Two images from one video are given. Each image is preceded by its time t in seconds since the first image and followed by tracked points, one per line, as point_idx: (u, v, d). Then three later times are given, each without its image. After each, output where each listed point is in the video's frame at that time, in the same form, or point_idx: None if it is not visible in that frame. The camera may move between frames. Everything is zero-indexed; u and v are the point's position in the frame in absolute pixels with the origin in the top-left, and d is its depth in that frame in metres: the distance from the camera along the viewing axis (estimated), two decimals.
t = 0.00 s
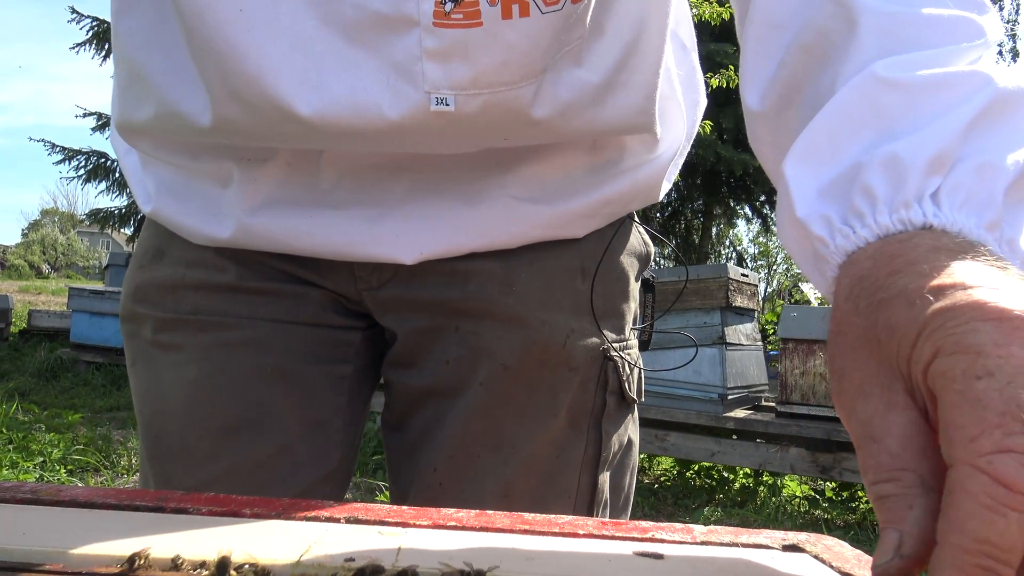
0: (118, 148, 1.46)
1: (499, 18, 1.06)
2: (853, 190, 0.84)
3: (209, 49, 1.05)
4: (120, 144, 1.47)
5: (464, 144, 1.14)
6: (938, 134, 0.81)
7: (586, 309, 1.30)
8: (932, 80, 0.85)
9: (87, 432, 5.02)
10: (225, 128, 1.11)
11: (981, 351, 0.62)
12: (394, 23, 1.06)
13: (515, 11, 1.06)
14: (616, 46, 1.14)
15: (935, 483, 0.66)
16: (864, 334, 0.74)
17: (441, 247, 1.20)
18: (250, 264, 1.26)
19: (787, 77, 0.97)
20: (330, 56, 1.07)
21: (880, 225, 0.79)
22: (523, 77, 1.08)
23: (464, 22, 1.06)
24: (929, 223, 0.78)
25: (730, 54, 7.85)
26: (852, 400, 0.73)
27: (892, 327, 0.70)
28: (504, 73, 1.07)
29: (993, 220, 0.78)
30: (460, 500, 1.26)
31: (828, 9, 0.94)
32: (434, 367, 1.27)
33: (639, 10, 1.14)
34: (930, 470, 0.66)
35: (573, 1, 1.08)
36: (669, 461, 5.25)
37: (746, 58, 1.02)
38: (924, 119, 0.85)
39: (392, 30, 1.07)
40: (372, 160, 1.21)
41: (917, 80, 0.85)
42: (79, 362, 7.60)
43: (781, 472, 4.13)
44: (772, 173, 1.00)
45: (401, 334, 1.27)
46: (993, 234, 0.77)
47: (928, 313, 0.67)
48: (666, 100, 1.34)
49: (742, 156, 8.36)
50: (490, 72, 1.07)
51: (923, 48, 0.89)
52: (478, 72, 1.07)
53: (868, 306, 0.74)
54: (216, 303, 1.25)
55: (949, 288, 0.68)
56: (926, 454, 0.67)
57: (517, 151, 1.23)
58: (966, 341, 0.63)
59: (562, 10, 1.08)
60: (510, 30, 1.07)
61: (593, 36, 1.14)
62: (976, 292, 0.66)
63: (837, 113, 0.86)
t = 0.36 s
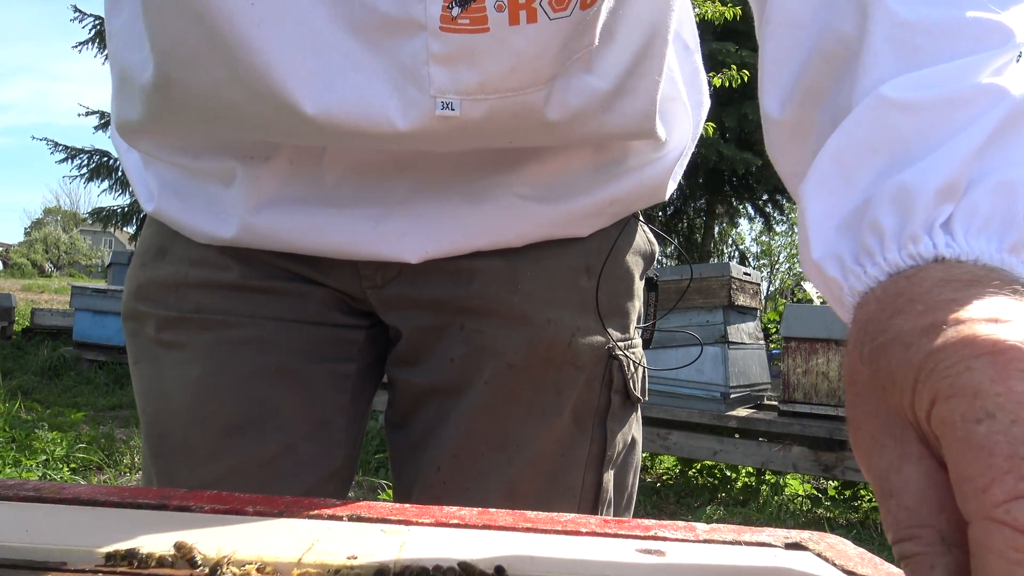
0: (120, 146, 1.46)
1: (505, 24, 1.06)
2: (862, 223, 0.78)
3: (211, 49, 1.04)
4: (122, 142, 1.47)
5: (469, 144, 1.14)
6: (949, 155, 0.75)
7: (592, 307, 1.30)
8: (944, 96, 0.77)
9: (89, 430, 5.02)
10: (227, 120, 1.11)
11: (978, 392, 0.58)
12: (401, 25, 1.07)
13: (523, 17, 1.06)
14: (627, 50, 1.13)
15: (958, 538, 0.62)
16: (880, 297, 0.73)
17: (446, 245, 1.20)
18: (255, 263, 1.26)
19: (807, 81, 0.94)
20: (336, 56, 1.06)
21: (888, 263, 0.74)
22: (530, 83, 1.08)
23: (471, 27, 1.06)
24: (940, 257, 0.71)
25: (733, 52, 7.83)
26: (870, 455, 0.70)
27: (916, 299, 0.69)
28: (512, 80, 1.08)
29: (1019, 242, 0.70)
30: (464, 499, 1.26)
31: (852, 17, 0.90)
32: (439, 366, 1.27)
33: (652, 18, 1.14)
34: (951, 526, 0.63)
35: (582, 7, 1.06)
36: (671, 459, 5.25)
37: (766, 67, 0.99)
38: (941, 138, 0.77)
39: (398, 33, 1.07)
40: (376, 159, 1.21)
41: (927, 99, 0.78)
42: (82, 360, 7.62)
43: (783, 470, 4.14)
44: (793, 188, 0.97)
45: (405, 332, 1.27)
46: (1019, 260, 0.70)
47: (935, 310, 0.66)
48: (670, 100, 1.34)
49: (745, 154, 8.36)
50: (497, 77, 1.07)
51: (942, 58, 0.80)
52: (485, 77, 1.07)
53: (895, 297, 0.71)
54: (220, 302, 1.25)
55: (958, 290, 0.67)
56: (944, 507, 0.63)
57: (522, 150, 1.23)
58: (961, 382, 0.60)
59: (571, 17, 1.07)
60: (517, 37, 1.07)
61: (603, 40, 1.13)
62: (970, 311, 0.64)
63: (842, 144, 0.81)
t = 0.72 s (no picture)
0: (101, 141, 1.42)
1: (508, 21, 1.05)
2: (850, 238, 0.78)
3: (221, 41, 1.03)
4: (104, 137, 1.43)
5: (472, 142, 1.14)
6: (931, 166, 0.74)
7: (595, 299, 1.30)
8: (928, 105, 0.77)
9: (95, 428, 5.04)
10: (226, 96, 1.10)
11: (950, 409, 0.58)
12: (403, 20, 1.07)
13: (525, 13, 1.05)
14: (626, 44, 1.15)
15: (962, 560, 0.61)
16: (864, 314, 0.72)
17: (446, 238, 1.20)
18: (252, 258, 1.26)
19: (808, 84, 0.94)
20: (335, 51, 1.04)
21: (875, 280, 0.73)
22: (533, 81, 1.08)
23: (473, 22, 1.06)
24: (926, 270, 0.71)
25: (735, 44, 7.80)
26: (870, 480, 0.69)
27: (898, 314, 0.69)
28: (513, 76, 1.07)
29: (1004, 249, 0.70)
30: (467, 492, 1.26)
31: (848, 18, 0.90)
32: (440, 359, 1.27)
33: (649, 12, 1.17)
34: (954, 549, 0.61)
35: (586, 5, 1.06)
36: (677, 451, 5.26)
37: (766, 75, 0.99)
38: (926, 148, 0.77)
39: (400, 27, 1.07)
40: (374, 150, 1.20)
41: (910, 109, 0.77)
42: (87, 358, 7.64)
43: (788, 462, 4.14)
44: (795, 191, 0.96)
45: (407, 325, 1.27)
46: (1007, 269, 0.69)
47: (923, 316, 0.66)
48: (670, 88, 1.34)
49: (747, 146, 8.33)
50: (497, 73, 1.07)
51: (932, 63, 0.80)
52: (486, 73, 1.07)
53: (878, 311, 0.71)
54: (219, 297, 1.25)
55: (949, 293, 0.68)
56: (940, 531, 0.62)
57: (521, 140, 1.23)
58: (934, 400, 0.59)
59: (576, 15, 1.06)
60: (519, 33, 1.06)
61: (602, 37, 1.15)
62: (952, 321, 0.64)
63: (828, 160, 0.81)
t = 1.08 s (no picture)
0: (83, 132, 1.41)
1: (525, 17, 1.05)
2: (866, 233, 0.77)
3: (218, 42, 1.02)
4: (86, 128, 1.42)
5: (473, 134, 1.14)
6: (948, 160, 0.74)
7: (590, 288, 1.30)
8: (945, 96, 0.76)
9: (100, 421, 5.05)
10: (224, 100, 1.08)
11: (963, 404, 0.58)
12: (414, 16, 1.06)
13: (544, 10, 1.05)
14: (630, 37, 1.16)
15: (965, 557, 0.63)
16: (883, 307, 0.72)
17: (441, 230, 1.20)
18: (240, 250, 1.26)
19: (820, 76, 0.93)
20: (333, 52, 1.03)
21: (891, 275, 0.73)
22: (548, 75, 1.08)
23: (488, 20, 1.06)
24: (943, 265, 0.71)
25: (738, 35, 7.76)
26: (877, 472, 0.70)
27: (916, 308, 0.69)
28: (527, 73, 1.08)
29: None
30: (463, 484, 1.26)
31: (858, 13, 0.90)
32: (434, 349, 1.27)
33: None
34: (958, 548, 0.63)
35: None
36: (680, 443, 5.26)
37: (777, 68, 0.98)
38: (942, 141, 0.76)
39: (411, 24, 1.06)
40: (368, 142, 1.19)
41: (926, 100, 0.77)
42: (92, 352, 7.67)
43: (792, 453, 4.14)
44: (807, 189, 0.95)
45: (402, 315, 1.27)
46: None
47: (942, 311, 0.66)
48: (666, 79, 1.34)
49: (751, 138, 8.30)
50: (514, 71, 1.07)
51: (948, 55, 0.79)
52: (501, 72, 1.07)
53: (895, 306, 0.71)
54: (206, 291, 1.25)
55: (968, 288, 0.67)
56: (947, 528, 0.64)
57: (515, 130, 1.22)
58: (948, 396, 0.60)
59: (590, 10, 1.05)
60: (536, 30, 1.06)
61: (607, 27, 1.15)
62: (969, 317, 0.64)
63: (843, 154, 0.80)
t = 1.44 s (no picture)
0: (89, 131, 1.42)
1: (520, 13, 1.04)
2: (872, 239, 0.77)
3: (199, 46, 1.03)
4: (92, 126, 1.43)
5: (474, 133, 1.15)
6: (957, 166, 0.73)
7: (592, 286, 1.30)
8: (955, 102, 0.76)
9: (106, 419, 5.07)
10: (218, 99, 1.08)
11: (978, 407, 0.59)
12: (404, 17, 1.05)
13: (538, 5, 1.04)
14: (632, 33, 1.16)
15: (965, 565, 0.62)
16: (888, 315, 0.73)
17: (442, 228, 1.20)
18: (241, 249, 1.26)
19: (826, 75, 0.93)
20: (333, 48, 1.04)
21: (898, 283, 0.73)
22: (542, 73, 1.08)
23: (482, 16, 1.05)
24: (950, 275, 0.71)
25: (741, 31, 7.74)
26: (881, 478, 0.70)
27: (925, 317, 0.69)
28: (523, 70, 1.07)
29: None
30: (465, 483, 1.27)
31: (868, 11, 0.89)
32: (436, 348, 1.27)
33: None
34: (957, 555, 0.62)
35: None
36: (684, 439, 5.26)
37: (782, 61, 0.99)
38: (951, 147, 0.76)
39: (401, 26, 1.06)
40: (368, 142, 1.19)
41: (936, 106, 0.76)
42: (97, 350, 7.69)
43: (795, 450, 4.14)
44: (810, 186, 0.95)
45: (404, 314, 1.27)
46: None
47: (955, 318, 0.66)
48: (671, 74, 1.34)
49: (754, 133, 8.28)
50: (509, 68, 1.07)
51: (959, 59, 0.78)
52: (495, 70, 1.07)
53: (901, 314, 0.71)
54: (207, 290, 1.25)
55: (977, 299, 0.67)
56: (948, 538, 0.63)
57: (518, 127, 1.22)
58: (963, 398, 0.60)
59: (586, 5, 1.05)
60: (530, 25, 1.05)
61: (609, 23, 1.15)
62: (985, 324, 0.64)
63: (849, 160, 0.80)
